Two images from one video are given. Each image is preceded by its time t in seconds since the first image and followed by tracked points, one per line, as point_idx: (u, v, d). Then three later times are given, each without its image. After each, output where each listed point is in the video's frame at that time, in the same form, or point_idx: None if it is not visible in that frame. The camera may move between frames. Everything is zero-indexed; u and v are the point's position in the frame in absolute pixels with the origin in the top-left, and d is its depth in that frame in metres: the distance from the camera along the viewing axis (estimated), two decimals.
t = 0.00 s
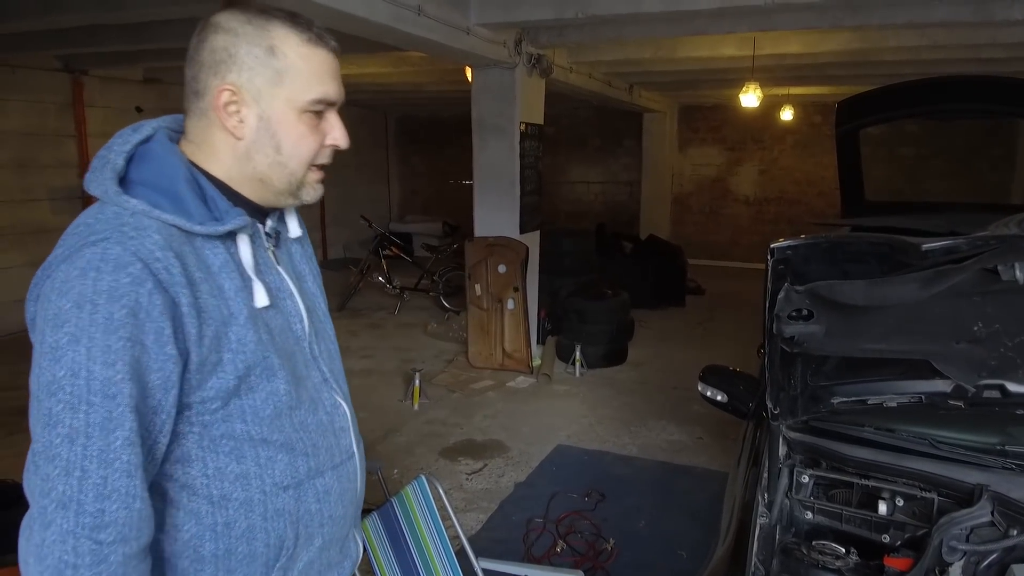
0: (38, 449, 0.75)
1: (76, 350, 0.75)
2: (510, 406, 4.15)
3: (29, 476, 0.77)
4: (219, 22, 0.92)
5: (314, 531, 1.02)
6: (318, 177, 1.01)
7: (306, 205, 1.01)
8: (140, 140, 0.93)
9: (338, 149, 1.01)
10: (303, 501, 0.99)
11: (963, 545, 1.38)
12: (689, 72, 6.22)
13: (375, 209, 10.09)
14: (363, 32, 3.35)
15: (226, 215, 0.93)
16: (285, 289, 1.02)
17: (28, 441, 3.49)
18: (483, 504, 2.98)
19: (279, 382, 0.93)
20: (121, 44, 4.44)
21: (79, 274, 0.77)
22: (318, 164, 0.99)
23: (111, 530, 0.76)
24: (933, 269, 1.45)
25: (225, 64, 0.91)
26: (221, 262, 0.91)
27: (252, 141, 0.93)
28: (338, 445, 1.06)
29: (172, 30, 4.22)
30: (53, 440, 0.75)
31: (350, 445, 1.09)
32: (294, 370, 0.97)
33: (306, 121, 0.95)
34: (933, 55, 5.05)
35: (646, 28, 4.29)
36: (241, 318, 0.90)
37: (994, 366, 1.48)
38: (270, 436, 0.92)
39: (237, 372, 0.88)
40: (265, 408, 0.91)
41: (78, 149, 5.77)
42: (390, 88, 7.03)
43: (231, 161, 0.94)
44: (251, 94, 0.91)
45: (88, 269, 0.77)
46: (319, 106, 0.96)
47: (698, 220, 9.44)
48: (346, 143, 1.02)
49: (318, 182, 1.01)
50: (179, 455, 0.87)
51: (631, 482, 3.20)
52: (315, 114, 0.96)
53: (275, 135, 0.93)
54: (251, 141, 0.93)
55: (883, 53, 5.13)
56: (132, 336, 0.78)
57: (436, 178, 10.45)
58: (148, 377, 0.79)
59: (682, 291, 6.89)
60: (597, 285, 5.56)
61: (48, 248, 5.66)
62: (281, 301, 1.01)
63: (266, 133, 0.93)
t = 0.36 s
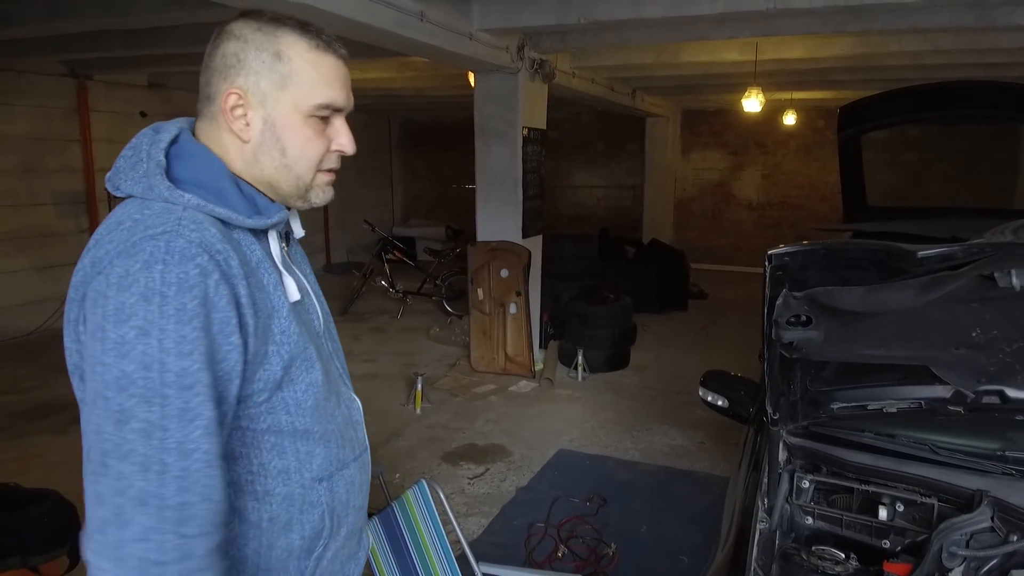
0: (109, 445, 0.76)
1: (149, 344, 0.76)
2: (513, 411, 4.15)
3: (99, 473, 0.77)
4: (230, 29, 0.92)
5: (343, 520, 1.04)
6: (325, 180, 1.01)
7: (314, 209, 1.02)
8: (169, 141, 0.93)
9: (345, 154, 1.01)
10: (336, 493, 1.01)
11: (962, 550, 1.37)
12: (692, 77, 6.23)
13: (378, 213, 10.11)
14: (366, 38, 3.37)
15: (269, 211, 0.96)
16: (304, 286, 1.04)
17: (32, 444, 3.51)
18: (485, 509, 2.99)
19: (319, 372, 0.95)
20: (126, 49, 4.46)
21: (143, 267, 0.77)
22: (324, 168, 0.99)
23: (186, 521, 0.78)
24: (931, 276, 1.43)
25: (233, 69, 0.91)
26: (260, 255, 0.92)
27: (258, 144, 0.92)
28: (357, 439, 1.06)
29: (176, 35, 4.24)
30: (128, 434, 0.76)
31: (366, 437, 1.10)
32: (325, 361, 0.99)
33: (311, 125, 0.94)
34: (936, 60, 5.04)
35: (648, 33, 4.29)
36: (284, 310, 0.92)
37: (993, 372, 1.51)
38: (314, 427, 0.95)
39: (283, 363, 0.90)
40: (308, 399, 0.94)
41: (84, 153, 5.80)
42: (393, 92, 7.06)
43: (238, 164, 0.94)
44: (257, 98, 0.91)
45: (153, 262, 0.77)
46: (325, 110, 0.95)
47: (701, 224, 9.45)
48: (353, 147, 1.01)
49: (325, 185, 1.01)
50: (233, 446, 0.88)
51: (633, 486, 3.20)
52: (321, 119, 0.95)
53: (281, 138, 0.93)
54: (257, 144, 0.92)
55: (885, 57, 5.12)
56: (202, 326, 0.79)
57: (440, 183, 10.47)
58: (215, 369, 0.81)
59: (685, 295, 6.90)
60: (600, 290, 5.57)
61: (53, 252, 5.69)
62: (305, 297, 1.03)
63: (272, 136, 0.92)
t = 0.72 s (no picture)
0: (156, 451, 0.73)
1: (173, 342, 0.74)
2: (514, 413, 4.15)
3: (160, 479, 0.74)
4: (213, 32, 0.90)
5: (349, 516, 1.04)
6: (292, 195, 0.97)
7: (282, 223, 0.99)
8: (150, 146, 0.92)
9: (314, 171, 0.95)
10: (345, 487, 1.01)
11: (964, 552, 1.37)
12: (694, 80, 6.24)
13: (381, 215, 10.13)
14: (367, 41, 3.38)
15: (255, 214, 0.94)
16: (294, 286, 1.04)
17: (35, 446, 3.51)
18: (486, 511, 2.98)
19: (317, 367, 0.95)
20: (129, 52, 4.48)
21: (145, 272, 0.75)
22: (290, 183, 0.95)
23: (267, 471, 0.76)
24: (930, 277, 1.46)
25: (203, 74, 0.89)
26: (250, 259, 0.92)
27: (219, 152, 0.90)
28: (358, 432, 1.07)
29: (179, 38, 4.25)
30: (177, 432, 0.73)
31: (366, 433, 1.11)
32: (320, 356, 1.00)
33: (274, 138, 0.90)
34: (937, 63, 5.04)
35: (649, 36, 4.30)
36: (280, 306, 0.91)
37: (995, 374, 1.47)
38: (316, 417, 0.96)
39: (285, 360, 0.90)
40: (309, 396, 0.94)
41: (87, 156, 5.82)
42: (395, 95, 7.08)
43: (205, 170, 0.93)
44: (218, 105, 0.88)
45: (153, 267, 0.76)
46: (291, 124, 0.89)
47: (703, 226, 9.45)
48: (324, 165, 0.95)
49: (293, 199, 0.97)
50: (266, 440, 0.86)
51: (635, 489, 3.19)
52: (287, 132, 0.90)
53: (239, 148, 0.89)
54: (218, 153, 0.90)
55: (887, 60, 5.12)
56: (217, 320, 0.78)
57: (442, 186, 10.49)
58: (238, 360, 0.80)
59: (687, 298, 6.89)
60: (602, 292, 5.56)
61: (56, 255, 5.70)
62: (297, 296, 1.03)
63: (231, 146, 0.90)
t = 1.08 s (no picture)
0: (121, 472, 0.73)
1: (170, 367, 0.73)
2: (517, 415, 4.15)
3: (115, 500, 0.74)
4: (253, 39, 0.90)
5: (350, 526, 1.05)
6: (331, 195, 0.99)
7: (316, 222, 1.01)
8: (178, 150, 0.91)
9: (354, 169, 0.99)
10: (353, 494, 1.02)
11: (969, 554, 1.37)
12: (696, 82, 6.25)
13: (383, 217, 10.14)
14: (370, 43, 3.38)
15: (284, 224, 0.95)
16: (311, 293, 1.04)
17: (38, 447, 3.52)
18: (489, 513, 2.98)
19: (332, 382, 0.96)
20: (134, 55, 4.50)
21: (165, 288, 0.75)
22: (333, 183, 0.98)
23: (200, 531, 0.73)
24: (935, 278, 1.45)
25: (254, 79, 0.88)
26: (273, 267, 0.92)
27: (274, 156, 0.90)
28: (368, 438, 1.07)
29: (182, 40, 4.27)
30: (143, 462, 0.72)
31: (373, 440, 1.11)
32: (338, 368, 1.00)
33: (329, 140, 0.92)
34: (940, 65, 5.04)
35: (652, 38, 4.30)
36: (300, 321, 0.91)
37: (999, 375, 1.51)
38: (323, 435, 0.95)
39: (302, 376, 0.90)
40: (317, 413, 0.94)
41: (91, 157, 5.84)
42: (398, 97, 7.10)
43: (250, 175, 0.92)
44: (277, 110, 0.89)
45: (175, 283, 0.76)
46: (342, 127, 0.93)
47: (706, 229, 9.45)
48: (363, 164, 0.99)
49: (330, 199, 1.00)
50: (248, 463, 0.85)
51: (637, 491, 3.19)
52: (337, 134, 0.93)
53: (297, 152, 0.91)
54: (273, 156, 0.90)
55: (889, 63, 5.13)
56: (228, 348, 0.77)
57: (444, 188, 10.50)
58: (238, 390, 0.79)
59: (690, 300, 6.89)
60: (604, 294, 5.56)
61: (59, 256, 5.72)
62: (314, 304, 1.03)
63: (288, 150, 0.90)
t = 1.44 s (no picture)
0: (153, 484, 0.74)
1: (185, 375, 0.74)
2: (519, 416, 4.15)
3: (154, 512, 0.75)
4: (264, 40, 0.88)
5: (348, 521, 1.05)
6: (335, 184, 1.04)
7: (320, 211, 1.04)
8: (171, 152, 0.90)
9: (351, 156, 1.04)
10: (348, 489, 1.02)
11: (973, 556, 1.36)
12: (698, 83, 6.24)
13: (385, 218, 10.15)
14: (372, 43, 3.38)
15: (277, 228, 0.96)
16: (305, 294, 1.04)
17: (40, 446, 3.53)
18: (490, 514, 2.98)
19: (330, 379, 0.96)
20: (136, 55, 4.51)
21: (165, 297, 0.75)
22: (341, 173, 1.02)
23: (251, 521, 0.76)
24: (940, 278, 1.45)
25: (282, 84, 0.88)
26: (268, 269, 0.91)
27: (307, 158, 0.93)
28: (362, 437, 1.07)
29: (184, 40, 4.27)
30: (178, 468, 0.74)
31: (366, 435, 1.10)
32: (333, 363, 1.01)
33: (344, 134, 0.97)
34: (944, 66, 5.02)
35: (654, 38, 4.29)
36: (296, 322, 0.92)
37: (1004, 375, 1.49)
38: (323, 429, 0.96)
39: (300, 375, 0.91)
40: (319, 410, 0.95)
41: (92, 158, 5.84)
42: (400, 98, 7.10)
43: (275, 175, 0.93)
44: (313, 113, 0.91)
45: (177, 291, 0.76)
46: (351, 120, 0.98)
47: (708, 229, 9.44)
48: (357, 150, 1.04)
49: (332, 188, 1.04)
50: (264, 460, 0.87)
51: (639, 492, 3.19)
52: (347, 128, 0.98)
53: (327, 151, 0.94)
54: (306, 158, 0.93)
55: (892, 63, 5.12)
56: (235, 352, 0.78)
57: (446, 189, 10.50)
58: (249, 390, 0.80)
59: (692, 301, 6.87)
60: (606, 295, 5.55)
61: (61, 256, 5.72)
62: (308, 303, 1.03)
63: (319, 150, 0.93)
